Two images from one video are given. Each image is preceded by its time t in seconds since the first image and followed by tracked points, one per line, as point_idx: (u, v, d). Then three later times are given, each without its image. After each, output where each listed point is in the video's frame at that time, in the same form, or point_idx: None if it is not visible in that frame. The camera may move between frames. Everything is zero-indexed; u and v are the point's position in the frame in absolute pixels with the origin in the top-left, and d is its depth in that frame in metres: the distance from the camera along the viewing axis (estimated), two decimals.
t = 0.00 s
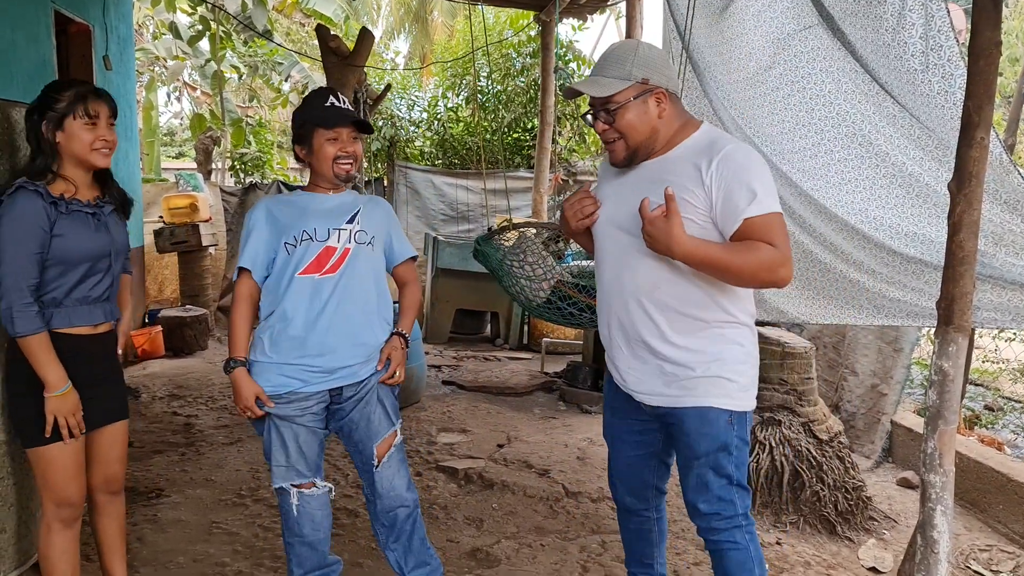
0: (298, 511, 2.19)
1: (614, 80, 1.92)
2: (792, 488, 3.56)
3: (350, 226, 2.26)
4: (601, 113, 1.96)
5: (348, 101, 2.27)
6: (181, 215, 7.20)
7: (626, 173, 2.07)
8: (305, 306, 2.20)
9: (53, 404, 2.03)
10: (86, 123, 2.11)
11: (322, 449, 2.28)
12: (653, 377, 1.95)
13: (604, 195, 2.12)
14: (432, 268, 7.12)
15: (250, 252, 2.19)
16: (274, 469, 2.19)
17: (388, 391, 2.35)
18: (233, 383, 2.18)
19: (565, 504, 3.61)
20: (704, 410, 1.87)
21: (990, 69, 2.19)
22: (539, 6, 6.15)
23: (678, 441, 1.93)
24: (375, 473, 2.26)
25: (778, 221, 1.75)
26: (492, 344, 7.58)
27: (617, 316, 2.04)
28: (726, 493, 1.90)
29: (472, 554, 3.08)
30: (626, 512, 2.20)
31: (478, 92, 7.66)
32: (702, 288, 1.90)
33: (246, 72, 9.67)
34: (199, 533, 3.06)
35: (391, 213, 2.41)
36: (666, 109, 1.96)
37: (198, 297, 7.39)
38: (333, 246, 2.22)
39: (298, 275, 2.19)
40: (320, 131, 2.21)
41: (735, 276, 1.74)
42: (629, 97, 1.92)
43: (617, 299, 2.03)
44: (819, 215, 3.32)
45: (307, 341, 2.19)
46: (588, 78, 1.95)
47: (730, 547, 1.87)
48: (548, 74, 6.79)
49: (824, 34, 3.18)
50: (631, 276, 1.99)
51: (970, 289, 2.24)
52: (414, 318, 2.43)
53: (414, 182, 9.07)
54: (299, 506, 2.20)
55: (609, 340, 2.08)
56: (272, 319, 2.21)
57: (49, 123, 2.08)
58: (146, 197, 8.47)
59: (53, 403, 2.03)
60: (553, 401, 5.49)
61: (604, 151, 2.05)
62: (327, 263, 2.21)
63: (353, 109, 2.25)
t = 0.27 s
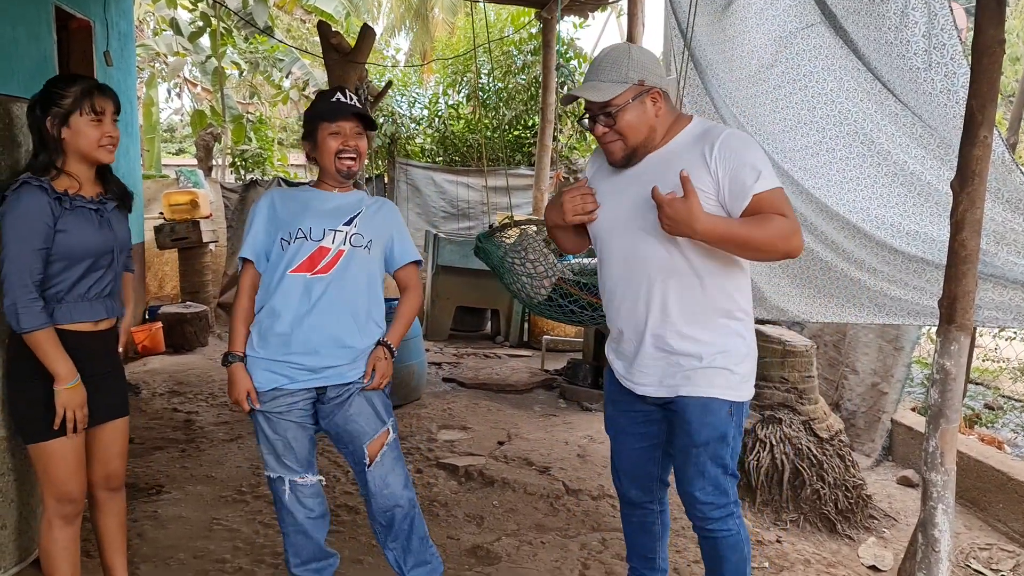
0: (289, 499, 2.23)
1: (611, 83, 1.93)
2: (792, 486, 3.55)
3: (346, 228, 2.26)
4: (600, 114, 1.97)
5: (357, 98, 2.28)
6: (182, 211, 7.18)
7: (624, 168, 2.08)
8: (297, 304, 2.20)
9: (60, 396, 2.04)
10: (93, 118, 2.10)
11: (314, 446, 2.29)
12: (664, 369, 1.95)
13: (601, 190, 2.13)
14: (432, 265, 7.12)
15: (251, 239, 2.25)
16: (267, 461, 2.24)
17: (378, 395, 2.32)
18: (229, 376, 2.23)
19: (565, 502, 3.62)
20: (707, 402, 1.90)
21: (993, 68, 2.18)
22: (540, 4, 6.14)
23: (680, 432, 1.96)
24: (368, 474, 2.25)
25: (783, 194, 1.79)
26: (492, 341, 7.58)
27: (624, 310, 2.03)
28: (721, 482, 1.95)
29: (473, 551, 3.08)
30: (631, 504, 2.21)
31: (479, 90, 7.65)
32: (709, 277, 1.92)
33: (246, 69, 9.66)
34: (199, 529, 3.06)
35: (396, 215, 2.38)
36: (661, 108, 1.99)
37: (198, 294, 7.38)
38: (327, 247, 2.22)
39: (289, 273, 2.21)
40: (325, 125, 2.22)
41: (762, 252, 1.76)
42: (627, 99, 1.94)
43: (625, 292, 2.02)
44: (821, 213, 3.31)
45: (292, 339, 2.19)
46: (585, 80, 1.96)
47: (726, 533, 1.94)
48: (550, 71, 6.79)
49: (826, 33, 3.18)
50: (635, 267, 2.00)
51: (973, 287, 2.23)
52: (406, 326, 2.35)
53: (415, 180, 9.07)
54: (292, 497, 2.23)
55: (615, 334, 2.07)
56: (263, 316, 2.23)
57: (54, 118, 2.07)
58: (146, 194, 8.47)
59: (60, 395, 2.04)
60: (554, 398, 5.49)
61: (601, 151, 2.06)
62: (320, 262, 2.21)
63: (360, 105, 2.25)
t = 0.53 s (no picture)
0: (288, 486, 2.23)
1: (641, 69, 1.92)
2: (792, 476, 3.57)
3: (348, 221, 2.24)
4: (629, 101, 1.95)
5: (362, 87, 2.25)
6: (182, 200, 7.17)
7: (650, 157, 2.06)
8: (298, 295, 2.20)
9: (126, 303, 2.14)
10: (84, 108, 2.08)
11: (311, 434, 2.29)
12: (681, 364, 1.98)
13: (625, 179, 2.11)
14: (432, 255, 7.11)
15: (252, 227, 2.24)
16: (266, 447, 2.24)
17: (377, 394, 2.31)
18: (228, 365, 2.22)
19: (565, 491, 3.62)
20: (733, 405, 1.97)
21: (999, 56, 2.12)
22: None
23: (700, 429, 2.01)
24: (361, 461, 2.25)
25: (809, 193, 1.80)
26: (492, 331, 7.59)
27: (642, 301, 2.04)
28: (741, 472, 2.02)
29: (473, 541, 3.09)
30: (633, 496, 2.20)
31: (479, 79, 7.62)
32: (733, 276, 1.94)
33: (246, 58, 9.62)
34: (200, 518, 3.06)
35: (397, 205, 2.37)
36: (690, 97, 1.98)
37: (198, 283, 7.38)
38: (329, 240, 2.21)
39: (290, 265, 2.19)
40: (329, 112, 2.20)
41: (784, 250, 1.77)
42: (657, 86, 1.92)
43: (645, 284, 2.02)
44: (824, 203, 3.29)
45: (292, 330, 2.18)
46: (617, 66, 1.94)
47: (740, 519, 2.02)
48: (551, 60, 6.75)
49: (830, 21, 3.16)
50: (658, 261, 1.99)
51: (975, 278, 2.18)
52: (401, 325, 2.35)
53: (415, 169, 9.05)
54: (289, 483, 2.24)
55: (630, 324, 2.09)
56: (264, 305, 2.23)
57: (46, 107, 2.05)
58: (146, 183, 8.46)
59: (125, 302, 2.14)
60: (554, 388, 5.49)
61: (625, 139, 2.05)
62: (321, 255, 2.20)
63: (365, 94, 2.22)
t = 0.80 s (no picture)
0: (291, 478, 2.22)
1: (700, 61, 1.91)
2: (792, 469, 3.58)
3: (356, 215, 2.26)
4: (684, 92, 1.94)
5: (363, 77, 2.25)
6: (181, 192, 7.16)
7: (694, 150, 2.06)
8: (310, 289, 2.21)
9: (95, 168, 2.06)
10: (64, 101, 2.02)
11: (316, 424, 2.28)
12: (702, 361, 2.03)
13: (665, 169, 2.11)
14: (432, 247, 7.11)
15: (256, 222, 2.18)
16: (269, 439, 2.22)
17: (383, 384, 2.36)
18: (235, 361, 2.17)
19: (565, 483, 3.63)
20: (750, 398, 2.03)
21: (1000, 49, 2.10)
22: None
23: (715, 422, 2.08)
24: (363, 450, 2.25)
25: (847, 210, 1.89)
26: (492, 323, 7.59)
27: (670, 296, 2.07)
28: (750, 467, 2.08)
29: (473, 533, 3.10)
30: (637, 485, 2.23)
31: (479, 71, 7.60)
32: (759, 278, 2.00)
33: (245, 49, 9.58)
34: (200, 510, 3.07)
35: (393, 192, 2.41)
36: (741, 95, 1.98)
37: (198, 275, 7.38)
38: (338, 234, 2.23)
39: (302, 260, 2.19)
40: (335, 103, 2.19)
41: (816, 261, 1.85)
42: (713, 80, 1.92)
43: (675, 279, 2.06)
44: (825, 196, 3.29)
45: (306, 324, 2.19)
46: (677, 55, 1.93)
47: (746, 513, 2.08)
48: (550, 52, 6.73)
49: (830, 12, 3.10)
50: (688, 258, 2.03)
51: (975, 271, 2.16)
52: (404, 304, 2.43)
53: (415, 161, 9.03)
54: (292, 475, 2.23)
55: (654, 316, 2.12)
56: (276, 299, 2.22)
57: (25, 99, 1.99)
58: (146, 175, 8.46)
59: (92, 169, 2.06)
60: (554, 380, 5.50)
61: (672, 131, 2.03)
62: (332, 250, 2.22)
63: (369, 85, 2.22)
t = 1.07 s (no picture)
0: (291, 475, 2.23)
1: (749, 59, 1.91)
2: (789, 466, 3.58)
3: (355, 211, 2.26)
4: (730, 88, 1.94)
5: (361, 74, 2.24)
6: (179, 188, 7.15)
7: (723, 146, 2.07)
8: (311, 286, 2.21)
9: (80, 164, 2.06)
10: (53, 101, 1.96)
11: (315, 421, 2.29)
12: (713, 357, 2.08)
13: (691, 163, 2.11)
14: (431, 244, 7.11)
15: (255, 220, 2.17)
16: (269, 437, 2.23)
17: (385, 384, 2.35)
18: (234, 358, 2.18)
19: (563, 480, 3.63)
20: (758, 394, 2.08)
21: (998, 47, 2.10)
22: None
23: (724, 417, 2.12)
24: (363, 446, 2.25)
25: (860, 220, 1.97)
26: (491, 320, 7.60)
27: (687, 291, 2.10)
28: (754, 462, 2.12)
29: (471, 530, 3.10)
30: (634, 478, 2.27)
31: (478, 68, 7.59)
32: (773, 278, 2.06)
33: (244, 45, 9.56)
34: (198, 507, 3.07)
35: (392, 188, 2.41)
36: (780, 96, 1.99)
37: (197, 272, 7.37)
38: (338, 231, 2.23)
39: (301, 258, 2.19)
40: (332, 103, 2.18)
41: (830, 262, 1.90)
42: (759, 79, 1.93)
43: (694, 276, 2.08)
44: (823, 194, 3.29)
45: (307, 322, 2.19)
46: (726, 51, 1.93)
47: (748, 508, 2.11)
48: (549, 50, 6.73)
49: (829, 10, 3.09)
50: (707, 256, 2.06)
51: (973, 269, 2.15)
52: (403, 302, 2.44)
53: (413, 158, 9.03)
54: (292, 472, 2.23)
55: (667, 312, 2.15)
56: (276, 296, 2.22)
57: (13, 97, 1.94)
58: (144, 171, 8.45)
59: (77, 164, 2.05)
60: (552, 377, 5.50)
61: (707, 125, 2.02)
62: (332, 247, 2.22)
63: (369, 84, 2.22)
